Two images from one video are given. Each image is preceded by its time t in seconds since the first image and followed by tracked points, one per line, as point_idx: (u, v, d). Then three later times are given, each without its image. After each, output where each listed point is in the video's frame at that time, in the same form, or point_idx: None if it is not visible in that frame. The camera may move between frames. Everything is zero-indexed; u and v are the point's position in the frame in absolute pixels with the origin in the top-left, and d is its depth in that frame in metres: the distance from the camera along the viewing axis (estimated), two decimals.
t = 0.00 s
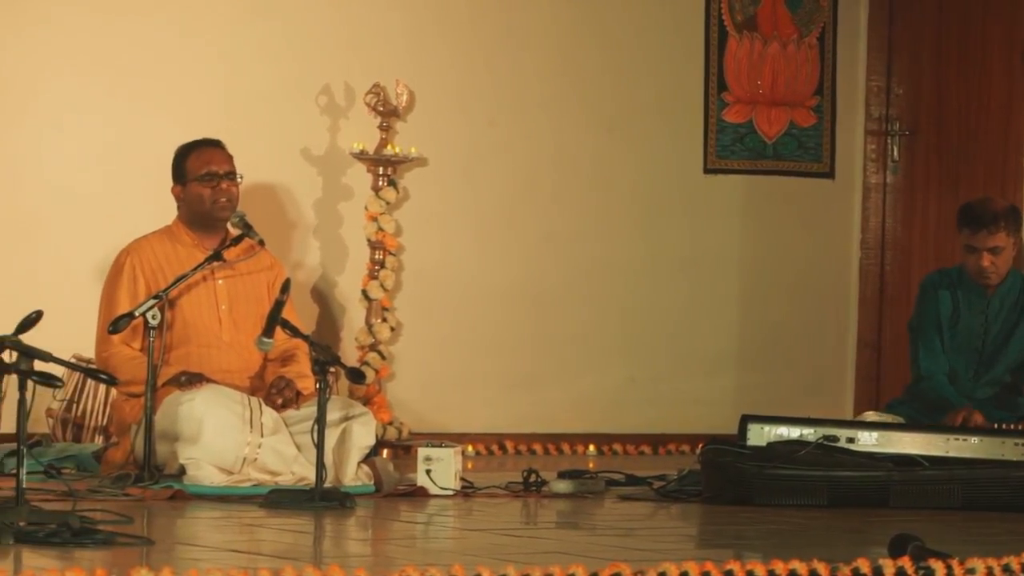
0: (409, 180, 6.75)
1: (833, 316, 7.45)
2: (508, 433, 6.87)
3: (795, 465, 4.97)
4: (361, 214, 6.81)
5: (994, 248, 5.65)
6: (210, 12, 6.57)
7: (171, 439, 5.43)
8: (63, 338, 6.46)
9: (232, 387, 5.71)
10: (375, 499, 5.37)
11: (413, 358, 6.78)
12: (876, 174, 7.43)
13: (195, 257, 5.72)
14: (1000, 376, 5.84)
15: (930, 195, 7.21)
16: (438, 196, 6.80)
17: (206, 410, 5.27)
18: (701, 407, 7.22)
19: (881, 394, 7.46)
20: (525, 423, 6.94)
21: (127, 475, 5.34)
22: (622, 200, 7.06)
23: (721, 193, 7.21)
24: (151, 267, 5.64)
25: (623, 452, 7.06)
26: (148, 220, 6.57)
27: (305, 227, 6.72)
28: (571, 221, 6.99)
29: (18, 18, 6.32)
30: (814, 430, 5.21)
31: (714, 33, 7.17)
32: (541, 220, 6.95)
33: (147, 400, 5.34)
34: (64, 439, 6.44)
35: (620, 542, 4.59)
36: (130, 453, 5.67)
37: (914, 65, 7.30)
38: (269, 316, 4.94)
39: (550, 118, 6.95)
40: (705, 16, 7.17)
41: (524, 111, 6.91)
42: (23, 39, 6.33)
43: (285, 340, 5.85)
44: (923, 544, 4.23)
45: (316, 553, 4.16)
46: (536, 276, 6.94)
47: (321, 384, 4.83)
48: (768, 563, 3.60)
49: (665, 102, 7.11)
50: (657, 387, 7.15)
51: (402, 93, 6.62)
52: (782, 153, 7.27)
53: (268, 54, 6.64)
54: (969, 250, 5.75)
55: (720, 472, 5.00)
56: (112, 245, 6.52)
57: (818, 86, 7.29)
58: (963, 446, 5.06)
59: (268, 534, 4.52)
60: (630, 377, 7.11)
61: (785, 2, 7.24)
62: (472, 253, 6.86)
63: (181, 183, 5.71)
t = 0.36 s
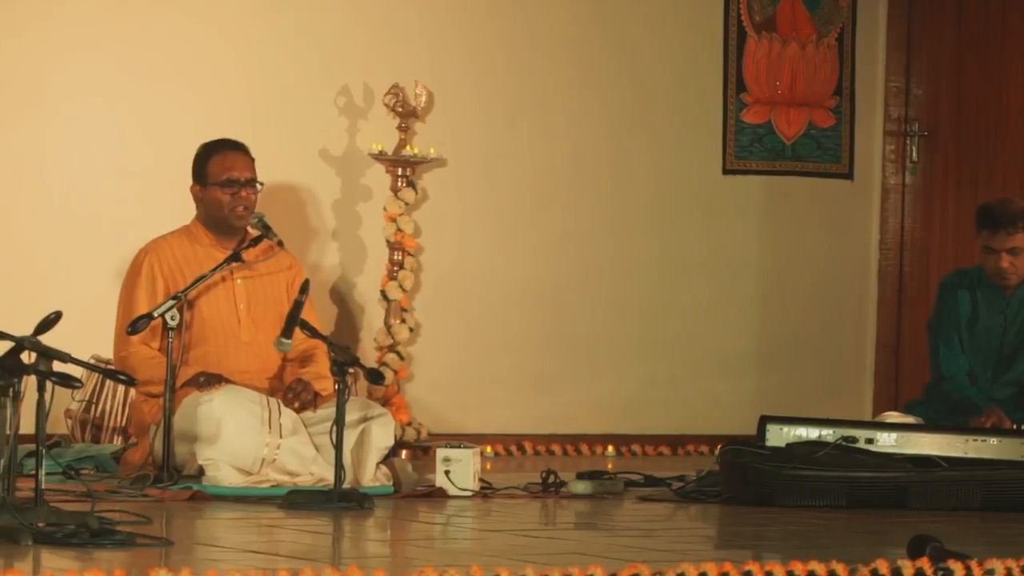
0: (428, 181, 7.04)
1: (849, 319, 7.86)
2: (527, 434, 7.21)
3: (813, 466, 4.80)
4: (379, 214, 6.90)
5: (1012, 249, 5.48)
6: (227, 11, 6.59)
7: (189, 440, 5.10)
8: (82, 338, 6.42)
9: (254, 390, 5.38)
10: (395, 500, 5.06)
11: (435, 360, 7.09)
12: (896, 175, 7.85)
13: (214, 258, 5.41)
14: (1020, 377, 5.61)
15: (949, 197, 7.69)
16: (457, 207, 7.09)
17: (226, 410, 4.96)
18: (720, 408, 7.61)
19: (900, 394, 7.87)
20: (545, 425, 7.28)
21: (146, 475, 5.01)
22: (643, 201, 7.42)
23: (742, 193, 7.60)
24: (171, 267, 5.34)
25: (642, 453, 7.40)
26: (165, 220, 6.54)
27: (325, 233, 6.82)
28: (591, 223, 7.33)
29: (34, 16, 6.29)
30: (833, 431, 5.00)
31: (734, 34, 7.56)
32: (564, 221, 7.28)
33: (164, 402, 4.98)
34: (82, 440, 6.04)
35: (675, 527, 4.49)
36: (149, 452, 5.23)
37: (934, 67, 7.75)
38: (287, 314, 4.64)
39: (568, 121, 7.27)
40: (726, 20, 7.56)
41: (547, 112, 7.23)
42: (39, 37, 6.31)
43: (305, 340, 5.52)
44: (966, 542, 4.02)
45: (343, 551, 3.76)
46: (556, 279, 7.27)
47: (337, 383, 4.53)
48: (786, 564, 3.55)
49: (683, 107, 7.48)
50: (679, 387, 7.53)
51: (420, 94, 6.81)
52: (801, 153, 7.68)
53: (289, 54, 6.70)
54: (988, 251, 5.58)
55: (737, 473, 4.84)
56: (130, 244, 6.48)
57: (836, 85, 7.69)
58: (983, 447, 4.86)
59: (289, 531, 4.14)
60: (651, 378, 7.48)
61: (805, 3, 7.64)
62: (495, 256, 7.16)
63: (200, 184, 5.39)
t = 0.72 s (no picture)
0: (443, 182, 7.03)
1: (863, 319, 7.86)
2: (543, 434, 7.21)
3: (828, 466, 4.77)
4: (394, 215, 6.91)
5: None
6: (242, 11, 6.58)
7: (204, 440, 5.10)
8: (98, 338, 6.42)
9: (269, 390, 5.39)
10: (410, 500, 5.07)
11: (450, 360, 7.08)
12: (911, 175, 7.84)
13: (230, 258, 5.42)
14: None
15: (964, 198, 7.70)
16: (472, 209, 7.08)
17: (241, 410, 4.96)
18: (734, 408, 7.60)
19: (914, 393, 7.87)
20: (560, 426, 7.27)
21: (161, 475, 5.02)
22: (658, 201, 7.41)
23: (757, 193, 7.59)
24: (187, 266, 5.34)
25: (657, 453, 7.40)
26: (182, 219, 6.54)
27: (340, 234, 6.82)
28: (607, 223, 7.32)
29: (49, 16, 6.28)
30: (848, 431, 4.97)
31: (750, 34, 7.55)
32: (579, 221, 7.27)
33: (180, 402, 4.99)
34: (98, 441, 6.03)
35: (691, 526, 4.49)
36: (164, 452, 5.24)
37: (950, 68, 7.76)
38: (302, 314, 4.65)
39: (583, 122, 7.26)
40: (741, 21, 7.55)
41: (563, 113, 7.22)
42: (54, 37, 6.29)
43: (320, 339, 5.53)
44: (982, 542, 4.01)
45: (358, 552, 3.77)
46: (571, 279, 7.26)
47: (352, 384, 4.54)
48: (800, 564, 3.55)
49: (698, 108, 7.48)
50: (694, 388, 7.52)
51: (436, 94, 6.78)
52: (816, 154, 7.66)
53: (304, 55, 6.70)
54: (1007, 251, 5.56)
55: (754, 474, 4.81)
56: (146, 244, 6.48)
57: (851, 86, 7.68)
58: (998, 447, 4.85)
59: (305, 531, 4.15)
60: (666, 378, 7.47)
61: (820, 3, 7.63)
62: (510, 256, 7.15)
63: (216, 184, 5.39)
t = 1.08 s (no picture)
0: (456, 182, 7.03)
1: (876, 321, 7.85)
2: (556, 434, 7.20)
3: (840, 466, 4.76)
4: (407, 215, 6.91)
5: None
6: (254, 12, 6.58)
7: (217, 441, 5.11)
8: (110, 339, 6.42)
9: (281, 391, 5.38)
10: (422, 501, 5.07)
11: (463, 360, 7.08)
12: (923, 176, 7.83)
13: (242, 259, 5.42)
14: None
15: (979, 196, 7.73)
16: (485, 210, 7.08)
17: (254, 410, 4.97)
18: (748, 409, 7.59)
19: (927, 393, 7.88)
20: (572, 426, 7.26)
21: (174, 476, 5.02)
22: (669, 201, 7.41)
23: (770, 193, 7.58)
24: (199, 267, 5.35)
25: (670, 453, 7.40)
26: (196, 220, 6.54)
27: (352, 234, 6.83)
28: (619, 224, 7.32)
29: (62, 17, 6.27)
30: (860, 432, 4.96)
31: (762, 34, 7.55)
32: (590, 222, 7.26)
33: (193, 403, 4.99)
34: (111, 442, 6.04)
35: (704, 527, 4.48)
36: (177, 453, 5.25)
37: (962, 68, 7.79)
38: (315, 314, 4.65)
39: (595, 123, 7.25)
40: (754, 21, 7.55)
41: (575, 113, 7.21)
42: (67, 38, 6.29)
43: (332, 340, 5.53)
44: (996, 543, 4.00)
45: (371, 552, 3.77)
46: (584, 279, 7.26)
47: (365, 384, 4.54)
48: (813, 564, 3.55)
49: (711, 108, 7.47)
50: (707, 388, 7.51)
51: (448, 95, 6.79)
52: (829, 154, 7.66)
53: (317, 56, 6.70)
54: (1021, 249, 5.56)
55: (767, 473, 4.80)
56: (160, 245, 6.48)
57: (864, 86, 7.69)
58: (1010, 447, 4.85)
59: (318, 531, 4.16)
60: (679, 379, 7.46)
61: (832, 3, 7.64)
62: (522, 256, 7.14)
63: (228, 185, 5.40)
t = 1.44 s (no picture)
0: (473, 182, 7.02)
1: (894, 321, 7.83)
2: (573, 434, 7.19)
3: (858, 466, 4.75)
4: (424, 215, 6.91)
5: None
6: (270, 13, 6.58)
7: (234, 441, 5.11)
8: (127, 339, 6.42)
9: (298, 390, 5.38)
10: (440, 501, 5.06)
11: (480, 360, 7.07)
12: (940, 175, 7.82)
13: (259, 259, 5.43)
14: None
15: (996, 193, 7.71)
16: (502, 210, 7.07)
17: (271, 410, 4.97)
18: (766, 408, 7.57)
19: (945, 393, 7.86)
20: (589, 426, 7.25)
21: (191, 475, 5.03)
22: (686, 200, 7.39)
23: (787, 193, 7.57)
24: (216, 267, 5.36)
25: (687, 453, 7.38)
26: (214, 219, 6.55)
27: (369, 232, 6.83)
28: (636, 223, 7.31)
29: (78, 17, 6.28)
30: (878, 431, 4.93)
31: (779, 34, 7.53)
32: (607, 221, 7.25)
33: (210, 402, 5.00)
34: (128, 441, 6.07)
35: (721, 526, 4.47)
36: (195, 453, 5.25)
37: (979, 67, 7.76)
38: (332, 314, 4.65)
39: (612, 122, 7.24)
40: (771, 21, 7.52)
41: (592, 113, 7.20)
42: (84, 38, 6.30)
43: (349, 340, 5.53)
44: (1015, 542, 3.98)
45: (388, 552, 3.77)
46: (600, 279, 7.24)
47: (382, 384, 4.54)
48: (830, 564, 3.53)
49: (729, 107, 7.45)
50: (725, 388, 7.49)
51: (464, 94, 6.80)
52: (846, 153, 7.64)
53: (334, 56, 6.70)
54: None
55: (783, 474, 4.80)
56: (176, 245, 6.49)
57: (881, 86, 7.67)
58: None
59: (335, 531, 4.16)
60: (697, 378, 7.45)
61: (849, 3, 7.61)
62: (539, 256, 7.13)
63: (245, 185, 5.41)
